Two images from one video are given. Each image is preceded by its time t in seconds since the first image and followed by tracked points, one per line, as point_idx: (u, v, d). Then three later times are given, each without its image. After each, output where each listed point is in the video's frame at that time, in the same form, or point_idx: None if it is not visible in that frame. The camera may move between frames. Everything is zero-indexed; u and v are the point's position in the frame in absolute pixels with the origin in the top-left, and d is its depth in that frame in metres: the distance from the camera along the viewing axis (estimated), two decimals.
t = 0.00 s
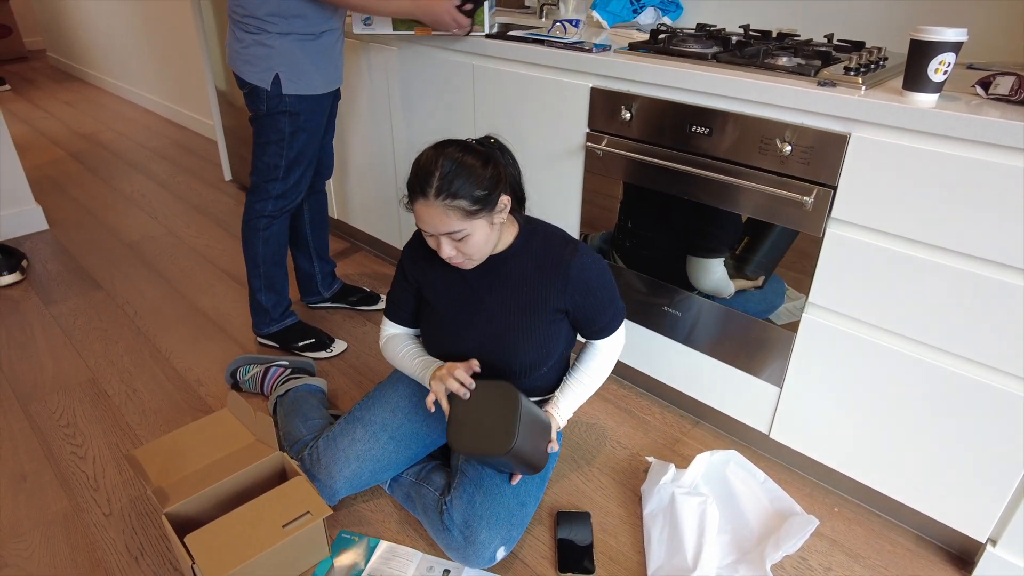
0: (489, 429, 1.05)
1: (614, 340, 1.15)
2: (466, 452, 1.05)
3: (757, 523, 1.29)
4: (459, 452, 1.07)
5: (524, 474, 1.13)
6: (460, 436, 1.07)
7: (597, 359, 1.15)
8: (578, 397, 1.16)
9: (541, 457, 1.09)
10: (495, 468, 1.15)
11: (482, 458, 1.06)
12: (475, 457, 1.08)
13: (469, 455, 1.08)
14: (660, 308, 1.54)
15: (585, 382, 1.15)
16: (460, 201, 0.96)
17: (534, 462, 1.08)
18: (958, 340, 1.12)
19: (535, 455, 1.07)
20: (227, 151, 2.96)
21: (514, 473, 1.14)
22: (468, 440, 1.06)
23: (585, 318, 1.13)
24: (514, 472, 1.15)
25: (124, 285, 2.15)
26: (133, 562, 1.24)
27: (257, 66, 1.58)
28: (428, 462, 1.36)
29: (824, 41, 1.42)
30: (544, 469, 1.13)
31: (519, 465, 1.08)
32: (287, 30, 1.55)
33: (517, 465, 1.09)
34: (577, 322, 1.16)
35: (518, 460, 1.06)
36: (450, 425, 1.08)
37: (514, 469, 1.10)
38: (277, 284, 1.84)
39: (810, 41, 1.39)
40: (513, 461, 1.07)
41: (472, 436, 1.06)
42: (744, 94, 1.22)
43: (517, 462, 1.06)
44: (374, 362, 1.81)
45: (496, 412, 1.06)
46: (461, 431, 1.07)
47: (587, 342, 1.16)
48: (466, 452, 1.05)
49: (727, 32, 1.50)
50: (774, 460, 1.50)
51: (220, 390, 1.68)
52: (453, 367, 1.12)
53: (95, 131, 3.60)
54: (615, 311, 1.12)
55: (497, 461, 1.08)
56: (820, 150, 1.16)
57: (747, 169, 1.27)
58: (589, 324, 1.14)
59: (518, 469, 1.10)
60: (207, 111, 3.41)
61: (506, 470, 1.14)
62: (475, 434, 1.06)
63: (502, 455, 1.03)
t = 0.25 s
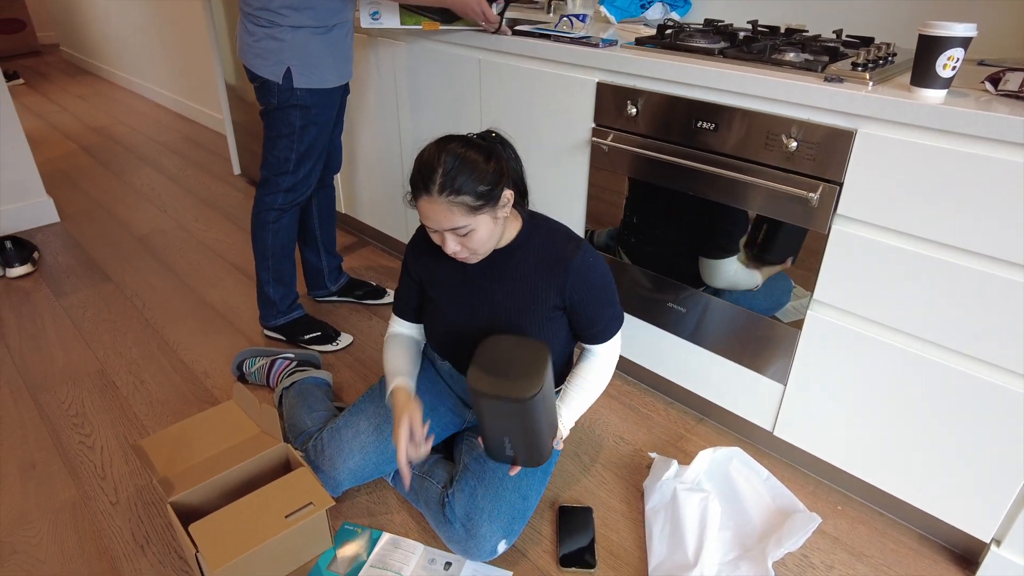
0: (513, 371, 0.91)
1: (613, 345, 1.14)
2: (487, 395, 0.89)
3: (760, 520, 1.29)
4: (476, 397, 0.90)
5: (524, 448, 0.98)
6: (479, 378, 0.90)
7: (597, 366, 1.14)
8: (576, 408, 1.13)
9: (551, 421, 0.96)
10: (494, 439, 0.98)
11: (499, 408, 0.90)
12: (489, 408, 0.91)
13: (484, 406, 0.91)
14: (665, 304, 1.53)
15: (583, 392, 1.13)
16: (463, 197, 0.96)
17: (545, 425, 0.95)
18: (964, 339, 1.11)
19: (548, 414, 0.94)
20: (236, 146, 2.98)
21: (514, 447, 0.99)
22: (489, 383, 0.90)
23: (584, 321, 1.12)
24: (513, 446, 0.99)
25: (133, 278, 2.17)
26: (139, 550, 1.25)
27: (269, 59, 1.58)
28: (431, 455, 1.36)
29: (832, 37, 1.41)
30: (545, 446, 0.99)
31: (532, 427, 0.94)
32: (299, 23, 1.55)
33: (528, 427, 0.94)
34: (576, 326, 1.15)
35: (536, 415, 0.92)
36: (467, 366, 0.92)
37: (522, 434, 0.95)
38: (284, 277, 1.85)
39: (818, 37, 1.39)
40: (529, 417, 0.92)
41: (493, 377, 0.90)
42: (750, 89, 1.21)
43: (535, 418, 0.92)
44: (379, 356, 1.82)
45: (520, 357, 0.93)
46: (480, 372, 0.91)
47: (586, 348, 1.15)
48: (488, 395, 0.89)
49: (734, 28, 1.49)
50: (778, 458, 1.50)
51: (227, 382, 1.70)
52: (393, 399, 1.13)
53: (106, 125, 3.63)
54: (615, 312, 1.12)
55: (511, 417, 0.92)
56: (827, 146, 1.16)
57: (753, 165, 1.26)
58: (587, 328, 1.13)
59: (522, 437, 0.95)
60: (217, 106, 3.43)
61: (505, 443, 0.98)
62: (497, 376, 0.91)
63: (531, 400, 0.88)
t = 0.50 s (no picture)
0: (542, 346, 0.93)
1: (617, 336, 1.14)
2: (522, 365, 0.90)
3: (762, 517, 1.29)
4: (509, 368, 0.91)
5: (549, 430, 0.97)
6: (510, 353, 0.92)
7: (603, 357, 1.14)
8: (588, 399, 1.12)
9: (576, 398, 0.96)
10: (519, 421, 0.97)
11: (533, 380, 0.91)
12: (523, 381, 0.91)
13: (516, 379, 0.92)
14: (670, 301, 1.53)
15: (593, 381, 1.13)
16: (467, 182, 0.97)
17: (571, 402, 0.95)
18: (969, 337, 1.11)
19: (574, 390, 0.95)
20: (244, 140, 2.99)
21: (539, 430, 0.98)
22: (522, 355, 0.91)
23: (588, 313, 1.12)
24: (538, 429, 0.98)
25: (142, 270, 2.19)
26: (147, 539, 1.26)
27: (281, 53, 1.59)
28: (435, 449, 1.37)
29: (840, 35, 1.41)
30: (568, 428, 0.99)
31: (560, 402, 0.94)
32: (311, 18, 1.56)
33: (556, 402, 0.94)
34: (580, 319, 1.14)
35: (565, 387, 0.93)
36: (497, 344, 0.93)
37: (550, 411, 0.94)
38: (292, 271, 1.86)
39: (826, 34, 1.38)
40: (560, 390, 0.93)
41: (524, 352, 0.92)
42: (757, 86, 1.21)
43: (565, 390, 0.93)
44: (385, 350, 1.83)
45: (544, 335, 0.95)
46: (510, 349, 0.92)
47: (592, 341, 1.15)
48: (520, 365, 0.90)
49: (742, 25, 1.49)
50: (781, 455, 1.50)
51: (234, 374, 1.71)
52: (393, 474, 1.22)
53: (115, 119, 3.66)
54: (618, 303, 1.12)
55: (542, 391, 0.92)
56: (832, 143, 1.16)
57: (758, 162, 1.26)
58: (591, 320, 1.12)
59: (548, 417, 0.95)
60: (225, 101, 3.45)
61: (530, 425, 0.97)
62: (527, 350, 0.92)
63: (564, 367, 0.90)
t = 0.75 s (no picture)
0: (546, 306, 0.94)
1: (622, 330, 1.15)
2: (528, 323, 0.90)
3: (763, 515, 1.29)
4: (516, 330, 0.91)
5: (557, 394, 0.97)
6: (514, 314, 0.92)
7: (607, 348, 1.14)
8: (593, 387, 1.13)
9: (581, 359, 0.97)
10: (527, 387, 0.97)
11: (540, 340, 0.91)
12: (530, 342, 0.91)
13: (523, 340, 0.92)
14: (674, 298, 1.53)
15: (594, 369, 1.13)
16: (469, 182, 0.97)
17: (577, 364, 0.95)
18: (973, 337, 1.10)
19: (580, 351, 0.95)
20: (251, 135, 3.01)
21: (546, 395, 0.98)
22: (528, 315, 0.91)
23: (594, 307, 1.12)
24: (545, 394, 0.98)
25: (149, 264, 2.20)
26: (151, 530, 1.28)
27: (288, 48, 1.60)
28: (437, 444, 1.37)
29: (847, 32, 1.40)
30: (576, 392, 0.99)
31: (567, 363, 0.94)
32: (319, 13, 1.57)
33: (563, 364, 0.94)
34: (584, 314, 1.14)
35: (571, 346, 0.93)
36: (500, 307, 0.94)
37: (555, 372, 0.94)
38: (297, 265, 1.87)
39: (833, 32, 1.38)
40: (566, 350, 0.93)
41: (529, 312, 0.92)
42: (761, 83, 1.21)
43: (572, 349, 0.93)
44: (389, 345, 1.84)
45: (547, 295, 0.95)
46: (515, 310, 0.93)
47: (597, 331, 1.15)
48: (525, 322, 0.90)
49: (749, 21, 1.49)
50: (784, 454, 1.50)
51: (239, 368, 1.72)
52: (395, 457, 1.16)
53: (123, 113, 3.68)
54: (623, 298, 1.12)
55: (549, 352, 0.93)
56: (837, 141, 1.15)
57: (762, 160, 1.26)
58: (596, 313, 1.12)
59: (554, 379, 0.95)
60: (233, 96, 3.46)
61: (538, 390, 0.97)
62: (531, 310, 0.92)
63: (571, 324, 0.90)
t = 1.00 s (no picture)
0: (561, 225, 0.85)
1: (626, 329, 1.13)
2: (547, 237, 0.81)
3: (766, 514, 1.29)
4: (531, 242, 0.82)
5: (566, 328, 0.88)
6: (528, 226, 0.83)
7: (612, 344, 1.11)
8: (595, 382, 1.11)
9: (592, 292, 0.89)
10: (534, 318, 0.88)
11: (557, 257, 0.82)
12: (545, 259, 0.83)
13: (538, 256, 0.83)
14: (678, 296, 1.53)
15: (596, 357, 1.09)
16: (473, 186, 0.97)
17: (590, 293, 0.87)
18: (978, 337, 1.10)
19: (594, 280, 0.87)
20: (257, 132, 3.02)
21: (554, 329, 0.88)
22: (543, 229, 0.83)
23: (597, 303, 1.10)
24: (553, 327, 0.88)
25: (155, 260, 2.21)
26: (156, 524, 1.29)
27: (292, 45, 1.60)
28: (441, 439, 1.38)
29: (854, 30, 1.40)
30: (584, 329, 0.90)
31: (580, 291, 0.86)
32: (322, 10, 1.57)
33: (577, 291, 0.85)
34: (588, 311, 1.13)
35: (588, 269, 0.85)
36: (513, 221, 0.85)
37: (566, 297, 0.85)
38: (302, 262, 1.88)
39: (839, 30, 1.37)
40: (581, 273, 0.84)
41: (546, 227, 0.84)
42: (767, 81, 1.21)
43: (588, 273, 0.85)
44: (393, 342, 1.85)
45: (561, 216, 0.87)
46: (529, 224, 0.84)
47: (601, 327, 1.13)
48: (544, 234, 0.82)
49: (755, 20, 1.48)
50: (787, 453, 1.50)
51: (244, 363, 1.73)
52: (384, 431, 1.15)
53: (130, 109, 3.69)
54: (626, 299, 1.11)
55: (564, 274, 0.84)
56: (843, 140, 1.15)
57: (768, 159, 1.26)
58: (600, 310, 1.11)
59: (567, 307, 0.86)
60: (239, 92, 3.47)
61: (545, 322, 0.88)
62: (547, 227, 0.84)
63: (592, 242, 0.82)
